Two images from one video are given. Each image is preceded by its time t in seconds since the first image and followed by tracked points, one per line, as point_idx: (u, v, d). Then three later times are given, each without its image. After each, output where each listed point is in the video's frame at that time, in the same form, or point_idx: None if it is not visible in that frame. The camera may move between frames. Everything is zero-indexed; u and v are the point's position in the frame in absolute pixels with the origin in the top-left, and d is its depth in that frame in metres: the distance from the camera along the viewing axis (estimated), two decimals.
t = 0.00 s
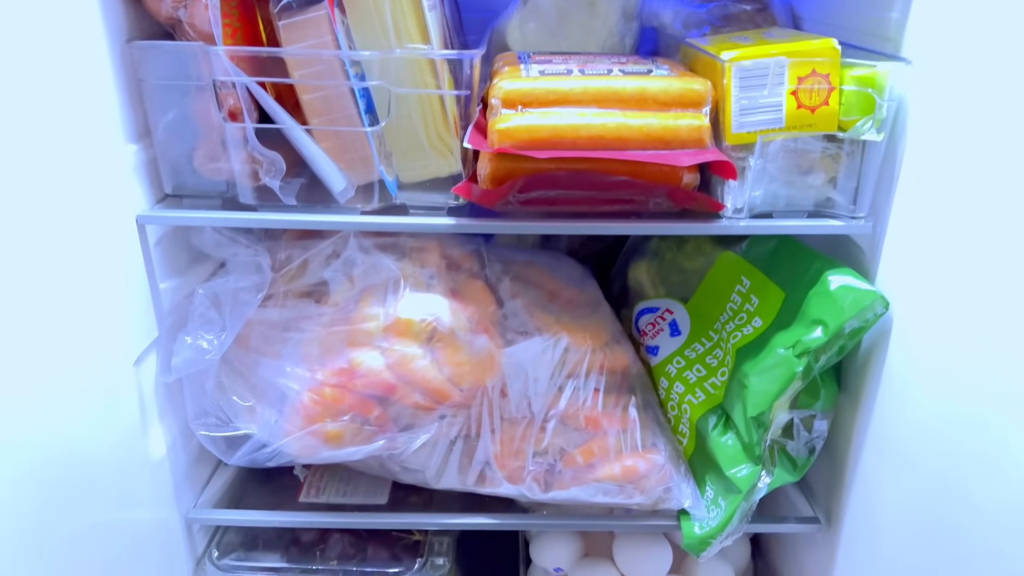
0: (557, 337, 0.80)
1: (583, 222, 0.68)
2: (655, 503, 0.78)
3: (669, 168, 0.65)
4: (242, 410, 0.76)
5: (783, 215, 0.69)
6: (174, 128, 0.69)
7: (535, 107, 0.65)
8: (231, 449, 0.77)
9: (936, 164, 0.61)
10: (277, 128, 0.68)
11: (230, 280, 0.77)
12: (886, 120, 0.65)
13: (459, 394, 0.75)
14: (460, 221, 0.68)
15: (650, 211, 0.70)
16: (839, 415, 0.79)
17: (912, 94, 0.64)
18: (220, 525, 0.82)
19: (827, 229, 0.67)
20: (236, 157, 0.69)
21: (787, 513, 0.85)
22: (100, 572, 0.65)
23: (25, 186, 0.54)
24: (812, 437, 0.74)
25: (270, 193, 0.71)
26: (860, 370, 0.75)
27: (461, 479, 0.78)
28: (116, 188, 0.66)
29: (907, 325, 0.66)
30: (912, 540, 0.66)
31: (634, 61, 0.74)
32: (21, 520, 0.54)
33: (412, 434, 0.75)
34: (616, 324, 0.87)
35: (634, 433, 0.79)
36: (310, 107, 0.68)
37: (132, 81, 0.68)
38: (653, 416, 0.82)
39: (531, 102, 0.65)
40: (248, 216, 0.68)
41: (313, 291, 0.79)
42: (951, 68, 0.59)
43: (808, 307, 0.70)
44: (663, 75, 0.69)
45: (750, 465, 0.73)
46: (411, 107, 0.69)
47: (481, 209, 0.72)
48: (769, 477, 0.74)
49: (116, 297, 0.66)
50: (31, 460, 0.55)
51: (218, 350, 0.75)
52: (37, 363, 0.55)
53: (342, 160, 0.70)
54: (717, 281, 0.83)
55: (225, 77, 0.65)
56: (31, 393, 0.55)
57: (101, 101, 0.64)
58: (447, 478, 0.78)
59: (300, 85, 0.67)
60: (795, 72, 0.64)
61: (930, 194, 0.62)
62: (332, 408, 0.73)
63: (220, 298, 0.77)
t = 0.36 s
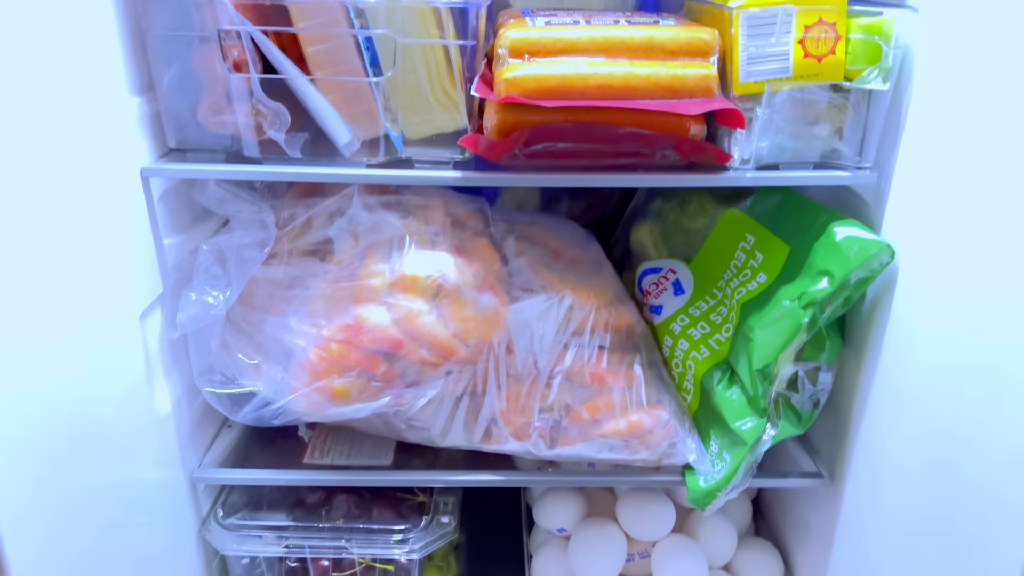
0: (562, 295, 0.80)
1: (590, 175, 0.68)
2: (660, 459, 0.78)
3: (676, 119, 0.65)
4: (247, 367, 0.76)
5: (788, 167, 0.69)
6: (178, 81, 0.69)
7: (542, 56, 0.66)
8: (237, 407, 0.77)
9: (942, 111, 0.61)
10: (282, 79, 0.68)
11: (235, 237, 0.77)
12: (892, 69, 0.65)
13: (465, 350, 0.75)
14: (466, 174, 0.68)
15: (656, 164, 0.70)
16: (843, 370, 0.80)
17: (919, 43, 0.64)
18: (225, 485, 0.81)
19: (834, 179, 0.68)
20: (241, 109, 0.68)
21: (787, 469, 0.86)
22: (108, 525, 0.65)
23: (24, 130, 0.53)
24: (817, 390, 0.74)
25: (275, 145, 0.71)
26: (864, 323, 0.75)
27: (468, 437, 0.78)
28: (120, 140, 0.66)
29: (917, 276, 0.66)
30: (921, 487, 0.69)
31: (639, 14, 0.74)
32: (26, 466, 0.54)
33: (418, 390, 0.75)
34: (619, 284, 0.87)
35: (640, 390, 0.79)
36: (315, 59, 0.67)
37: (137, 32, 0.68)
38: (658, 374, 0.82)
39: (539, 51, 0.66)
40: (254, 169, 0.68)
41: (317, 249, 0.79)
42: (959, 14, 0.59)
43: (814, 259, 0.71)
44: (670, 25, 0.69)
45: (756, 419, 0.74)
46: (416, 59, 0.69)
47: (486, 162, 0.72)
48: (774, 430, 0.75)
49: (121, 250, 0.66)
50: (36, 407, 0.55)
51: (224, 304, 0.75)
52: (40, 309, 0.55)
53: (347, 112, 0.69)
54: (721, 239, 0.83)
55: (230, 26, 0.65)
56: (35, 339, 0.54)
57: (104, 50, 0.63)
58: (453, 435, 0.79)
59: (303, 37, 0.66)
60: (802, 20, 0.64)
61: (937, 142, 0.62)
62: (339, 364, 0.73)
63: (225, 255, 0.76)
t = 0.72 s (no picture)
0: (563, 272, 0.81)
1: (591, 152, 0.70)
2: (659, 432, 0.80)
3: (675, 96, 0.67)
4: (254, 343, 0.77)
5: (785, 144, 0.71)
6: (186, 61, 0.70)
7: (545, 35, 0.67)
8: (245, 382, 0.78)
9: (934, 87, 0.63)
10: (289, 58, 0.69)
11: (242, 216, 0.78)
12: (885, 47, 0.66)
13: (469, 325, 0.76)
14: (470, 151, 0.69)
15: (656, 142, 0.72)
16: (838, 342, 0.82)
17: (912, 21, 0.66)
18: (233, 460, 0.83)
19: (828, 156, 0.70)
20: (249, 89, 0.69)
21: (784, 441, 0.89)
22: (121, 494, 0.66)
23: (35, 99, 0.54)
24: (812, 362, 0.76)
25: (282, 124, 0.72)
26: (859, 296, 0.77)
27: (471, 412, 0.80)
28: (130, 119, 0.67)
29: (910, 248, 0.68)
30: (909, 465, 0.70)
31: None
32: (41, 430, 0.55)
33: (423, 365, 0.77)
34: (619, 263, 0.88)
35: (639, 365, 0.81)
36: (321, 39, 0.68)
37: (146, 13, 0.69)
38: (657, 350, 0.83)
39: (541, 29, 0.67)
40: (262, 147, 0.69)
41: (323, 229, 0.81)
42: None
43: (809, 234, 0.72)
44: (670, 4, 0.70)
45: (752, 391, 0.76)
46: (419, 40, 0.70)
47: (488, 141, 0.73)
48: (771, 402, 0.77)
49: (132, 226, 0.67)
50: (50, 375, 0.56)
51: (234, 281, 0.76)
52: (52, 277, 0.56)
53: (353, 90, 0.70)
54: (718, 217, 0.85)
55: (238, 5, 0.66)
56: (48, 307, 0.56)
57: (114, 30, 0.65)
58: (456, 411, 0.80)
59: (309, 17, 0.67)
60: None
61: (929, 118, 0.64)
62: (345, 340, 0.74)
63: (233, 234, 0.78)
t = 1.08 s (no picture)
0: (557, 257, 0.83)
1: (585, 137, 0.71)
2: (652, 413, 0.81)
3: (667, 82, 0.69)
4: (254, 327, 0.78)
5: (774, 129, 0.73)
6: (186, 48, 0.71)
7: (539, 21, 0.69)
8: (245, 364, 0.80)
9: (919, 72, 0.65)
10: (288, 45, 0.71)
11: (242, 201, 0.79)
12: (872, 33, 0.68)
13: (465, 308, 0.78)
14: (465, 136, 0.71)
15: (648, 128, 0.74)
16: (826, 324, 0.83)
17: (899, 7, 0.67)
18: (232, 443, 0.84)
19: (816, 140, 0.72)
20: (249, 75, 0.71)
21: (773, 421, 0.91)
22: (125, 474, 0.68)
23: (40, 80, 0.56)
24: (801, 343, 0.78)
25: (281, 110, 0.73)
26: (846, 278, 0.79)
27: (467, 394, 0.81)
28: (130, 105, 0.68)
29: (897, 230, 0.69)
30: (895, 442, 0.72)
31: None
32: (46, 408, 0.57)
33: (420, 347, 0.78)
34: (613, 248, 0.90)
35: (633, 347, 0.82)
36: (318, 27, 0.69)
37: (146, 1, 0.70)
38: (650, 333, 0.85)
39: (536, 16, 0.69)
40: (261, 133, 0.70)
41: (321, 214, 0.82)
42: None
43: (798, 218, 0.74)
44: None
45: (743, 371, 0.77)
46: (415, 28, 0.71)
47: (484, 126, 0.75)
48: (761, 382, 0.78)
49: (134, 210, 0.69)
50: (53, 355, 0.57)
51: (234, 265, 0.77)
52: (55, 259, 0.57)
53: (351, 76, 0.71)
54: (710, 202, 0.86)
55: None
56: (52, 287, 0.57)
57: (115, 17, 0.66)
58: (453, 393, 0.82)
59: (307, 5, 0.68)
60: None
61: (916, 102, 0.65)
62: (344, 323, 0.76)
63: (232, 219, 0.79)
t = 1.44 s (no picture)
0: (553, 251, 0.84)
1: (580, 131, 0.72)
2: (647, 405, 0.82)
3: (662, 76, 0.69)
4: (252, 321, 0.79)
5: (767, 123, 0.74)
6: (185, 43, 0.72)
7: (534, 16, 0.69)
8: (244, 357, 0.80)
9: (910, 66, 0.66)
10: (285, 40, 0.71)
11: (240, 195, 0.80)
12: (864, 28, 0.70)
13: (462, 301, 0.78)
14: (462, 130, 0.71)
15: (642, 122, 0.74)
16: (819, 316, 0.84)
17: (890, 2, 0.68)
18: (231, 435, 0.85)
19: (811, 134, 0.72)
20: (247, 70, 0.71)
21: (767, 413, 0.92)
22: (125, 465, 0.68)
23: (40, 74, 0.56)
24: (794, 335, 0.78)
25: (279, 104, 0.74)
26: (839, 271, 0.80)
27: (464, 386, 0.82)
28: (130, 100, 0.69)
29: (888, 223, 0.70)
30: (887, 433, 0.73)
31: None
32: (47, 398, 0.57)
33: (417, 340, 0.79)
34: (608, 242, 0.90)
35: (628, 340, 0.83)
36: (317, 22, 0.70)
37: None
38: (644, 326, 0.86)
39: (531, 11, 0.69)
40: (259, 127, 0.71)
41: (318, 208, 0.82)
42: None
43: (791, 211, 0.75)
44: None
45: (736, 363, 0.78)
46: (414, 24, 0.72)
47: (480, 121, 0.75)
48: (754, 374, 0.79)
49: (133, 204, 0.69)
50: (54, 347, 0.58)
51: (231, 258, 0.78)
52: (55, 250, 0.58)
53: (349, 71, 0.72)
54: (704, 197, 0.87)
55: None
56: (53, 277, 0.58)
57: (114, 12, 0.66)
58: (450, 385, 0.82)
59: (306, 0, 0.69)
60: None
61: (907, 96, 0.66)
62: (341, 315, 0.77)
63: (231, 213, 0.79)
